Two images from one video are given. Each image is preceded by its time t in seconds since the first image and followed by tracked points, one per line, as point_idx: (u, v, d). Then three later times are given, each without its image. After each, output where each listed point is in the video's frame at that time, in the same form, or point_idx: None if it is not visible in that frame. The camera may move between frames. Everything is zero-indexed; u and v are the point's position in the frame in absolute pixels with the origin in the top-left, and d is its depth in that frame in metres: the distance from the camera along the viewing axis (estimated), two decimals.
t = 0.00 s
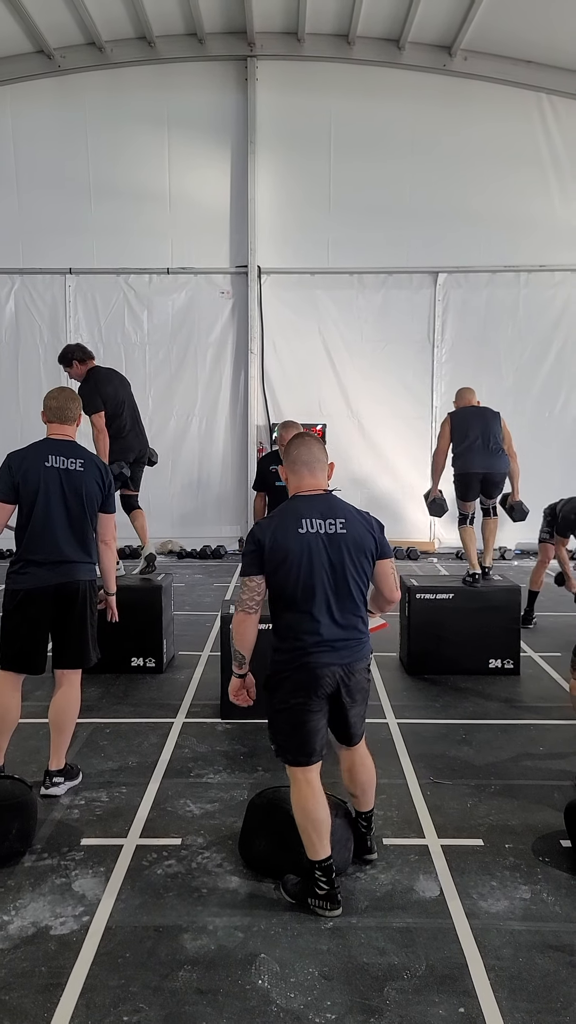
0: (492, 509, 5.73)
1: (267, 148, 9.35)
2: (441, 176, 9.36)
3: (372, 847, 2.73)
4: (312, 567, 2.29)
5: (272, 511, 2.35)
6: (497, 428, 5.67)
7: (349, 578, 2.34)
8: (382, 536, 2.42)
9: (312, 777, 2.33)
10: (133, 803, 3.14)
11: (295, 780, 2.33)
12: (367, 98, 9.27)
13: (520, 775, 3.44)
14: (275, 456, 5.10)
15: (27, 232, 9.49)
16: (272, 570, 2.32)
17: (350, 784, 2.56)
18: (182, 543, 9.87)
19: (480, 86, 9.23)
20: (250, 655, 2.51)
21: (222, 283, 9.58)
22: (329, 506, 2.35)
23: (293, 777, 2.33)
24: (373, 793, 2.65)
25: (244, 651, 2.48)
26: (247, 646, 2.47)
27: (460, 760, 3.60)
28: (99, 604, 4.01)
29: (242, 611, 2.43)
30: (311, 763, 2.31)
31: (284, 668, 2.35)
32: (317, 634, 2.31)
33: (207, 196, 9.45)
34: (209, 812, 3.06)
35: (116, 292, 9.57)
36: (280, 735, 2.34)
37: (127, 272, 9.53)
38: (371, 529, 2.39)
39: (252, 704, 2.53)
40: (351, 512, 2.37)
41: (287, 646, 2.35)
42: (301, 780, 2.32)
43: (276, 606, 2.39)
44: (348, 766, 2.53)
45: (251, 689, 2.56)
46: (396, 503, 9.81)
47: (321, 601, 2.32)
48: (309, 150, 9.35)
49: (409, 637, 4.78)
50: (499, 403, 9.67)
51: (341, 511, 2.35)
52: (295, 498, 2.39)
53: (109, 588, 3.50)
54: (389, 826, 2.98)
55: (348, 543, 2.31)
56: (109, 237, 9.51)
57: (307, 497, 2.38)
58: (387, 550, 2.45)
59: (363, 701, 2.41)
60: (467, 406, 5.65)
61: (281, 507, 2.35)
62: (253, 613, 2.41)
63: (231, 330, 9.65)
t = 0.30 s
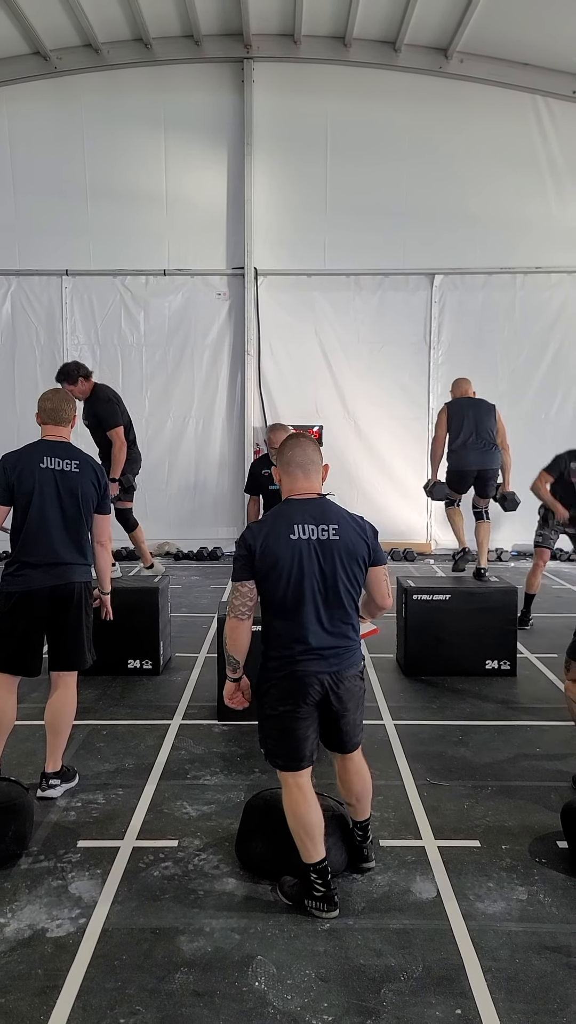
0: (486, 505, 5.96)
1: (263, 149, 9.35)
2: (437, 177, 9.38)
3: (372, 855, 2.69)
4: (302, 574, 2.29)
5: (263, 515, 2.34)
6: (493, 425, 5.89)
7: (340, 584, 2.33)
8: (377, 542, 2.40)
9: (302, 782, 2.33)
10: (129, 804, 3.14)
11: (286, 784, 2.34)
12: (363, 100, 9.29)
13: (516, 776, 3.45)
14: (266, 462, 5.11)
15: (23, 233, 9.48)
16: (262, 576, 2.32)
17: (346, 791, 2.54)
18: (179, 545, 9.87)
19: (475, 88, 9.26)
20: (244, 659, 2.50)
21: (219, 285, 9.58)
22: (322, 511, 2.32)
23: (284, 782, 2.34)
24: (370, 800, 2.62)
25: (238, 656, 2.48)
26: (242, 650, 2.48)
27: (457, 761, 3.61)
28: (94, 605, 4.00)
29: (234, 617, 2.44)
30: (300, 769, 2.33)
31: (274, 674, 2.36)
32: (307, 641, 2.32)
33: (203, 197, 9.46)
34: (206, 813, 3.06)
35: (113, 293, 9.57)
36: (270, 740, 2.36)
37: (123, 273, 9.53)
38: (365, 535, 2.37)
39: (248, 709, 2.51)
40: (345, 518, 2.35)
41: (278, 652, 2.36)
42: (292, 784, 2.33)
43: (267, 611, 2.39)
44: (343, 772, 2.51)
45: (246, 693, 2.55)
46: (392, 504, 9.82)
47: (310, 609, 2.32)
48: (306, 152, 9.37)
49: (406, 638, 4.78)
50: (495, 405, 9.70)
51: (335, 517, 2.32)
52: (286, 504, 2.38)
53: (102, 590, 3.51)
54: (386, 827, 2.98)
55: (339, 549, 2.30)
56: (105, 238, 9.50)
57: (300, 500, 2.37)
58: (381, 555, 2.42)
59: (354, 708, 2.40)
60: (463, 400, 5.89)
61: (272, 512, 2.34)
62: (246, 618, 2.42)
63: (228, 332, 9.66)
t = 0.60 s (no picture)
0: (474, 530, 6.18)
1: (259, 150, 9.36)
2: (433, 179, 9.40)
3: (368, 855, 2.70)
4: (295, 577, 2.29)
5: (258, 517, 2.34)
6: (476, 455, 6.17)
7: (333, 589, 2.32)
8: (372, 546, 2.39)
9: (296, 785, 2.33)
10: (126, 806, 3.14)
11: (280, 786, 2.34)
12: (359, 102, 9.31)
13: (513, 776, 3.45)
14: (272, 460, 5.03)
15: (19, 235, 9.48)
16: (255, 578, 2.32)
17: (342, 792, 2.54)
18: (175, 546, 9.86)
19: (470, 90, 9.29)
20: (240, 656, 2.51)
21: (215, 287, 9.58)
22: (317, 515, 2.32)
23: (278, 784, 2.34)
24: (366, 801, 2.62)
25: (233, 656, 2.49)
26: (237, 649, 2.48)
27: (454, 762, 3.61)
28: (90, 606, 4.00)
29: (228, 618, 2.45)
30: (292, 773, 2.32)
31: (266, 677, 2.36)
32: (298, 645, 2.32)
33: (200, 199, 9.46)
34: (203, 815, 3.06)
35: (109, 295, 9.57)
36: (262, 743, 2.36)
37: (119, 275, 9.52)
38: (360, 538, 2.36)
39: (246, 702, 2.57)
40: (340, 522, 2.34)
41: (270, 656, 2.36)
42: (286, 786, 2.33)
43: (261, 614, 2.39)
44: (340, 775, 2.51)
45: (243, 687, 2.58)
46: (389, 506, 9.83)
47: (302, 613, 2.32)
48: (302, 154, 9.38)
49: (403, 638, 4.79)
50: (491, 407, 9.71)
51: (329, 520, 2.32)
52: (283, 504, 2.38)
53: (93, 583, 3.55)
54: (383, 829, 2.98)
55: (333, 553, 2.30)
56: (102, 240, 9.50)
57: (299, 502, 2.37)
58: (377, 560, 2.42)
59: (348, 713, 2.39)
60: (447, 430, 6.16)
61: (267, 513, 2.35)
62: (239, 619, 2.42)
63: (225, 334, 9.66)
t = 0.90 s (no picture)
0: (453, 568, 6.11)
1: (257, 151, 9.36)
2: (430, 180, 9.41)
3: (365, 855, 2.69)
4: (293, 578, 2.29)
5: (257, 516, 2.34)
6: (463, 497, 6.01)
7: (331, 590, 2.32)
8: (371, 548, 2.39)
9: (293, 786, 2.33)
10: (123, 808, 3.13)
11: (277, 787, 2.33)
12: (356, 103, 9.32)
13: (510, 777, 3.45)
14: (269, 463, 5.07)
15: (16, 236, 9.46)
16: (252, 578, 2.32)
17: (340, 793, 2.54)
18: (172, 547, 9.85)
19: (467, 91, 9.31)
20: (236, 656, 2.51)
21: (212, 287, 9.58)
22: (317, 515, 2.32)
23: (275, 784, 2.34)
24: (363, 801, 2.61)
25: (229, 655, 2.48)
26: (233, 648, 2.48)
27: (452, 763, 3.61)
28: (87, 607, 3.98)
29: (224, 617, 2.44)
30: (288, 774, 2.32)
31: (262, 678, 2.36)
32: (295, 646, 2.32)
33: (197, 199, 9.46)
34: (200, 816, 3.05)
35: (106, 295, 9.56)
36: (259, 743, 2.35)
37: (116, 276, 9.51)
38: (359, 539, 2.36)
39: (240, 703, 2.55)
40: (340, 522, 2.34)
41: (267, 656, 2.35)
42: (283, 788, 2.32)
43: (258, 614, 2.37)
44: (337, 777, 2.50)
45: (238, 687, 2.58)
46: (386, 506, 9.83)
47: (300, 614, 2.31)
48: (299, 155, 9.38)
49: (400, 639, 4.79)
50: (488, 408, 9.73)
51: (328, 521, 2.32)
52: (283, 504, 2.38)
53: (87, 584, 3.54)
54: (380, 830, 2.98)
55: (331, 554, 2.30)
56: (99, 240, 9.50)
57: (299, 503, 2.37)
58: (375, 561, 2.42)
59: (344, 714, 2.39)
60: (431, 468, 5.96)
61: (265, 513, 2.35)
62: (235, 618, 2.42)
63: (222, 335, 9.65)
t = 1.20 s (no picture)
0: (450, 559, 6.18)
1: (254, 151, 9.36)
2: (427, 181, 9.42)
3: (363, 856, 2.69)
4: (292, 577, 2.28)
5: (255, 516, 2.34)
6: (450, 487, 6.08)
7: (330, 590, 2.32)
8: (369, 547, 2.39)
9: (292, 786, 2.33)
10: (121, 809, 3.12)
11: (275, 787, 2.33)
12: (353, 104, 9.32)
13: (508, 778, 3.45)
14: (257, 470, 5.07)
15: (12, 236, 9.45)
16: (251, 577, 2.32)
17: (338, 793, 2.54)
18: (170, 548, 9.84)
19: (463, 92, 9.32)
20: (234, 655, 2.51)
21: (210, 288, 9.58)
22: (315, 515, 2.32)
23: (274, 784, 2.33)
24: (362, 801, 2.62)
25: (227, 654, 2.48)
26: (231, 647, 2.47)
27: (450, 763, 3.61)
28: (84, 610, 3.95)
29: (223, 616, 2.44)
30: (287, 775, 2.32)
31: (261, 678, 2.36)
32: (294, 646, 2.31)
33: (194, 200, 9.46)
34: (197, 817, 3.05)
35: (103, 297, 9.56)
36: (257, 744, 2.35)
37: (113, 277, 9.51)
38: (358, 539, 2.37)
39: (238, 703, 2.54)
40: (338, 522, 2.34)
41: (265, 657, 2.35)
42: (282, 788, 2.32)
43: (256, 614, 2.37)
44: (336, 776, 2.51)
45: (235, 687, 2.56)
46: (382, 507, 9.84)
47: (298, 614, 2.31)
48: (296, 155, 9.39)
49: (397, 640, 4.79)
50: (486, 409, 9.74)
51: (327, 520, 2.32)
52: (281, 504, 2.38)
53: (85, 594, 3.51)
54: (378, 831, 2.98)
55: (330, 553, 2.30)
56: (96, 241, 9.49)
57: (296, 504, 2.37)
58: (373, 560, 2.42)
59: (343, 714, 2.39)
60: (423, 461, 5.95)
61: (264, 512, 2.35)
62: (234, 617, 2.42)
63: (219, 336, 9.65)
